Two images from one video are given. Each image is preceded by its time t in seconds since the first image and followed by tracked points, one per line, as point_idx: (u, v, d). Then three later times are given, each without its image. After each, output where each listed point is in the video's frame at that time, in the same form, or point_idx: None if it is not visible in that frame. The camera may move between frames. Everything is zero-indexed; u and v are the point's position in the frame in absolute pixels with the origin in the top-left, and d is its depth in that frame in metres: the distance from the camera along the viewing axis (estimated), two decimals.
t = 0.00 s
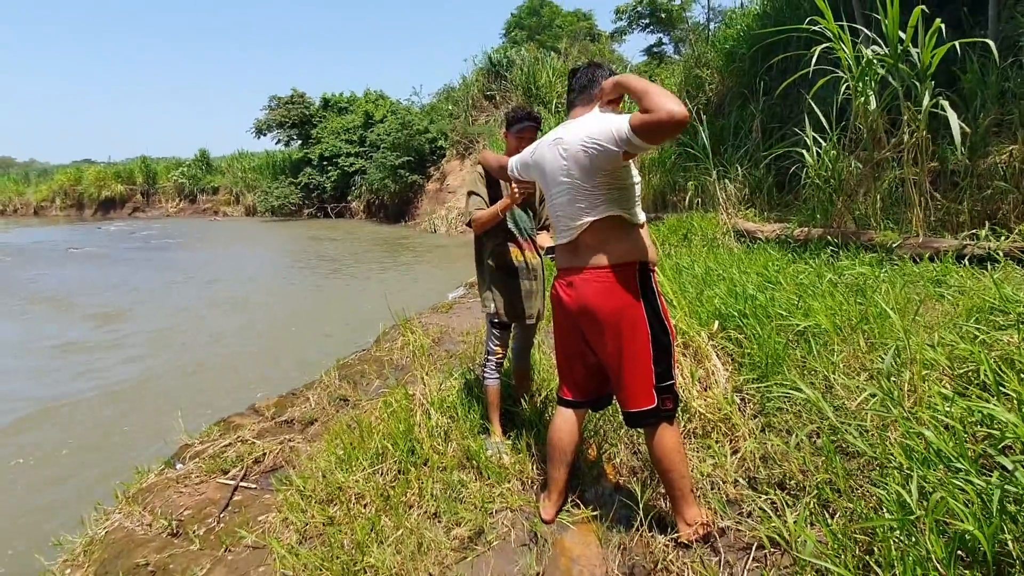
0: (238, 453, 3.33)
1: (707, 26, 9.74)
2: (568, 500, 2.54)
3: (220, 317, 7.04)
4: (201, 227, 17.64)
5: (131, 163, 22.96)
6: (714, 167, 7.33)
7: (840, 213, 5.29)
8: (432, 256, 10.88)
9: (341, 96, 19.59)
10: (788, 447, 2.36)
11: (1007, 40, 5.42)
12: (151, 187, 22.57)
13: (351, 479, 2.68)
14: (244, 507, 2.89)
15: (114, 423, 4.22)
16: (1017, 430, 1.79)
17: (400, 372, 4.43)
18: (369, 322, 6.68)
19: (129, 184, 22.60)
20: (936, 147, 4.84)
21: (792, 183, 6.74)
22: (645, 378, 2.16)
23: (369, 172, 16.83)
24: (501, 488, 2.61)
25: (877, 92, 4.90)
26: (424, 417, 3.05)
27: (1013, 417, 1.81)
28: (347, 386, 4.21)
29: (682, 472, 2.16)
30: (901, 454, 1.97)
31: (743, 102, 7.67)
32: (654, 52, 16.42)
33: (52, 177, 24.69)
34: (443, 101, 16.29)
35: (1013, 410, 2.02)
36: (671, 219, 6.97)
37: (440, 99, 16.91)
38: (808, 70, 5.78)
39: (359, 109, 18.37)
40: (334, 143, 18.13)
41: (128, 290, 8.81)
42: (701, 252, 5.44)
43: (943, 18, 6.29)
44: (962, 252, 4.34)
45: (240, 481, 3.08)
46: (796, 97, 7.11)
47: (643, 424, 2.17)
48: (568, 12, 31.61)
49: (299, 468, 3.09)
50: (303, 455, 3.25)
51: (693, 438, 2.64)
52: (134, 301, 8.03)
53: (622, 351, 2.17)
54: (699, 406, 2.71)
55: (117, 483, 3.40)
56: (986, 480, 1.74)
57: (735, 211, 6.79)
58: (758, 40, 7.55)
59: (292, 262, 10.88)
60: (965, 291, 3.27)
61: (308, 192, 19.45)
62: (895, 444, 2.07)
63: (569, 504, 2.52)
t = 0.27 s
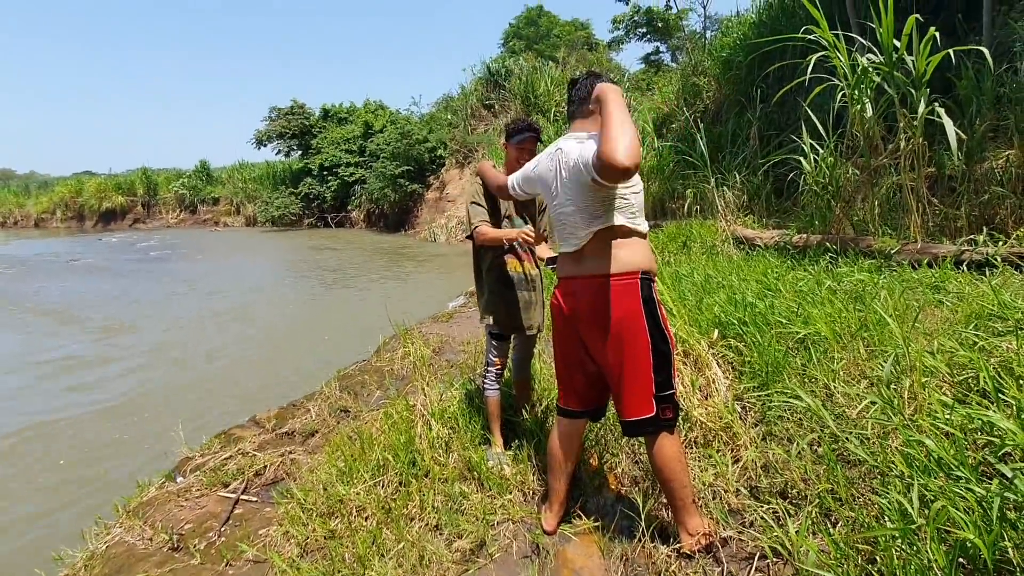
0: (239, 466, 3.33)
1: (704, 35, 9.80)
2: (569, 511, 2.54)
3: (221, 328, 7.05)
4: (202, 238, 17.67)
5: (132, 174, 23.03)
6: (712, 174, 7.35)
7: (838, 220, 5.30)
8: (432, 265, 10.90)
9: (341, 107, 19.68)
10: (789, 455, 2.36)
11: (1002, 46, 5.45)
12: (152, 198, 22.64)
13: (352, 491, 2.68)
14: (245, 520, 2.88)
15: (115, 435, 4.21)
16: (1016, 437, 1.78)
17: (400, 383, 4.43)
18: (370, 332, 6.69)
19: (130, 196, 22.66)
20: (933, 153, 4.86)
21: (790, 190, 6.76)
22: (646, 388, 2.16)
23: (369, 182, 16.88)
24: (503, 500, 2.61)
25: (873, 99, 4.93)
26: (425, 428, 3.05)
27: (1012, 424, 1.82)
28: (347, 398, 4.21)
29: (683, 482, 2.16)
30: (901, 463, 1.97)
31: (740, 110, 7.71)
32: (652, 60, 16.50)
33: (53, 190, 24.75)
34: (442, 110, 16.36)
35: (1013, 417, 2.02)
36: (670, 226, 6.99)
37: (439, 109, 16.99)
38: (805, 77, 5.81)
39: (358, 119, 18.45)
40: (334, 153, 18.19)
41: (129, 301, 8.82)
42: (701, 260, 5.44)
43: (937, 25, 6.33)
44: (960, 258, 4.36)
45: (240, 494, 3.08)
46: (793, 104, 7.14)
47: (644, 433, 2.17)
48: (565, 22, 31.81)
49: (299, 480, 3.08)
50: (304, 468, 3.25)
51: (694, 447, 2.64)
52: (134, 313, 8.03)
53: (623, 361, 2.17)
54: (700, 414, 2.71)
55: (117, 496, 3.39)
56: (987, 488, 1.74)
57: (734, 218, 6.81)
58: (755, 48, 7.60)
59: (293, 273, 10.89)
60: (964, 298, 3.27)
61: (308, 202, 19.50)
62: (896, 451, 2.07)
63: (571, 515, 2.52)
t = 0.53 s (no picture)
0: (237, 473, 3.32)
1: (700, 41, 9.85)
2: (569, 517, 2.53)
3: (219, 335, 7.03)
4: (201, 246, 17.66)
5: (131, 182, 23.04)
6: (710, 179, 7.37)
7: (836, 224, 5.31)
8: (431, 272, 10.90)
9: (339, 114, 19.73)
10: (789, 459, 2.36)
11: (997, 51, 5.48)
12: (151, 206, 22.64)
13: (350, 498, 2.67)
14: (243, 528, 2.87)
15: (113, 443, 4.20)
16: (1016, 440, 1.78)
17: (399, 389, 4.42)
18: (368, 338, 6.68)
19: (129, 203, 22.67)
20: (929, 157, 4.88)
21: (788, 195, 6.78)
22: (645, 392, 2.16)
23: (368, 189, 16.90)
24: (502, 506, 2.60)
25: (869, 104, 4.95)
26: (424, 435, 3.05)
27: (1012, 428, 1.81)
28: (346, 404, 4.21)
29: (683, 486, 2.15)
30: (901, 466, 1.96)
31: (737, 115, 7.74)
32: (649, 66, 16.57)
33: (52, 198, 24.75)
34: (441, 117, 16.42)
35: (1013, 420, 2.01)
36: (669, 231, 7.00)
37: (438, 115, 17.05)
38: (801, 83, 5.84)
39: (357, 126, 18.50)
40: (333, 160, 18.23)
41: (128, 309, 8.80)
42: (699, 265, 5.45)
43: (932, 30, 6.37)
44: (958, 261, 4.36)
45: (239, 502, 3.07)
46: (790, 109, 7.17)
47: (643, 438, 2.16)
48: (563, 29, 31.96)
49: (298, 487, 3.07)
50: (302, 475, 3.24)
51: (693, 451, 2.63)
52: (133, 320, 8.02)
53: (621, 366, 2.17)
54: (699, 419, 2.70)
55: (115, 504, 3.38)
56: (986, 491, 1.74)
57: (732, 223, 6.82)
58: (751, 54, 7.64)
59: (292, 279, 10.89)
60: (961, 301, 3.28)
61: (307, 209, 19.52)
62: (896, 455, 2.06)
63: (571, 520, 2.51)
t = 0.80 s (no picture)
0: (236, 482, 3.32)
1: (695, 43, 9.88)
2: (569, 521, 2.52)
3: (218, 343, 7.02)
4: (199, 254, 17.65)
5: (129, 192, 23.02)
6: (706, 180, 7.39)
7: (832, 223, 5.32)
8: (430, 277, 10.90)
9: (336, 120, 19.76)
10: (788, 459, 2.35)
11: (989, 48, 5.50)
12: (149, 215, 22.63)
13: (350, 505, 2.67)
14: (242, 537, 2.86)
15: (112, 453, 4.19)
16: (1013, 437, 1.78)
17: (398, 394, 4.41)
18: (367, 344, 6.68)
19: (127, 213, 22.66)
20: (924, 155, 4.90)
21: (784, 195, 6.79)
22: (646, 394, 2.16)
23: (365, 195, 16.91)
24: (502, 510, 2.60)
25: (862, 104, 4.97)
26: (423, 440, 3.05)
27: (1009, 425, 1.81)
28: (345, 411, 4.20)
29: (683, 488, 2.15)
30: (899, 464, 1.96)
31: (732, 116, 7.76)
32: (644, 68, 16.62)
33: (50, 208, 24.73)
34: (437, 122, 16.45)
35: (1010, 417, 2.01)
36: (666, 233, 7.01)
37: (434, 120, 17.08)
38: (794, 83, 5.85)
39: (354, 133, 18.53)
40: (330, 166, 18.25)
41: (126, 318, 8.78)
42: (697, 266, 5.46)
43: (925, 28, 6.39)
44: (954, 259, 4.37)
45: (238, 510, 3.06)
46: (785, 109, 7.19)
47: (643, 439, 2.16)
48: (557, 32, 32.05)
49: (297, 495, 3.07)
50: (302, 482, 3.23)
51: (692, 452, 2.63)
52: (131, 329, 8.01)
53: (621, 368, 2.17)
54: (698, 420, 2.70)
55: (114, 514, 3.37)
56: (985, 488, 1.74)
57: (729, 223, 6.83)
58: (745, 55, 7.66)
59: (290, 286, 10.89)
60: (958, 298, 3.28)
61: (305, 216, 19.52)
62: (894, 454, 2.06)
63: (571, 524, 2.50)
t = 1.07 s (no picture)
0: (236, 489, 3.31)
1: (686, 40, 9.90)
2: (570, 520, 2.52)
3: (216, 351, 7.01)
4: (194, 262, 17.60)
5: (123, 201, 22.96)
6: (701, 177, 7.40)
7: (827, 216, 5.33)
8: (427, 280, 10.89)
9: (329, 125, 19.75)
10: (787, 453, 2.35)
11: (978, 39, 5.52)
12: (144, 225, 22.57)
13: (350, 509, 2.66)
14: (243, 544, 2.85)
15: (111, 464, 4.18)
16: (1011, 425, 1.78)
17: (397, 398, 4.41)
18: (365, 349, 6.67)
19: (121, 223, 22.61)
20: (916, 147, 4.91)
21: (778, 189, 6.80)
22: (647, 391, 2.16)
23: (360, 199, 16.90)
24: (503, 511, 2.60)
25: (854, 97, 4.99)
26: (423, 442, 3.04)
27: (1006, 412, 1.82)
28: (344, 416, 4.20)
29: (685, 484, 2.15)
30: (898, 455, 1.97)
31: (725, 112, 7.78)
32: (636, 67, 16.65)
33: (45, 220, 24.63)
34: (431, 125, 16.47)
35: (1007, 404, 2.02)
36: (662, 230, 7.01)
37: (427, 123, 17.08)
38: (786, 78, 5.86)
39: (348, 137, 18.52)
40: (324, 172, 18.24)
41: (123, 328, 8.76)
42: (693, 262, 5.47)
43: (914, 21, 6.41)
44: (948, 249, 4.39)
45: (239, 518, 3.06)
46: (777, 104, 7.21)
47: (646, 436, 2.16)
48: (549, 33, 32.08)
49: (298, 500, 3.06)
50: (302, 488, 3.23)
51: (692, 448, 2.63)
52: (128, 339, 7.98)
53: (621, 367, 2.17)
54: (697, 416, 2.70)
55: (114, 525, 3.36)
56: (984, 476, 1.74)
57: (724, 219, 6.84)
58: (736, 51, 7.68)
59: (287, 292, 10.87)
60: (953, 288, 3.29)
61: (300, 221, 19.50)
62: (892, 445, 2.07)
63: (573, 524, 2.50)
